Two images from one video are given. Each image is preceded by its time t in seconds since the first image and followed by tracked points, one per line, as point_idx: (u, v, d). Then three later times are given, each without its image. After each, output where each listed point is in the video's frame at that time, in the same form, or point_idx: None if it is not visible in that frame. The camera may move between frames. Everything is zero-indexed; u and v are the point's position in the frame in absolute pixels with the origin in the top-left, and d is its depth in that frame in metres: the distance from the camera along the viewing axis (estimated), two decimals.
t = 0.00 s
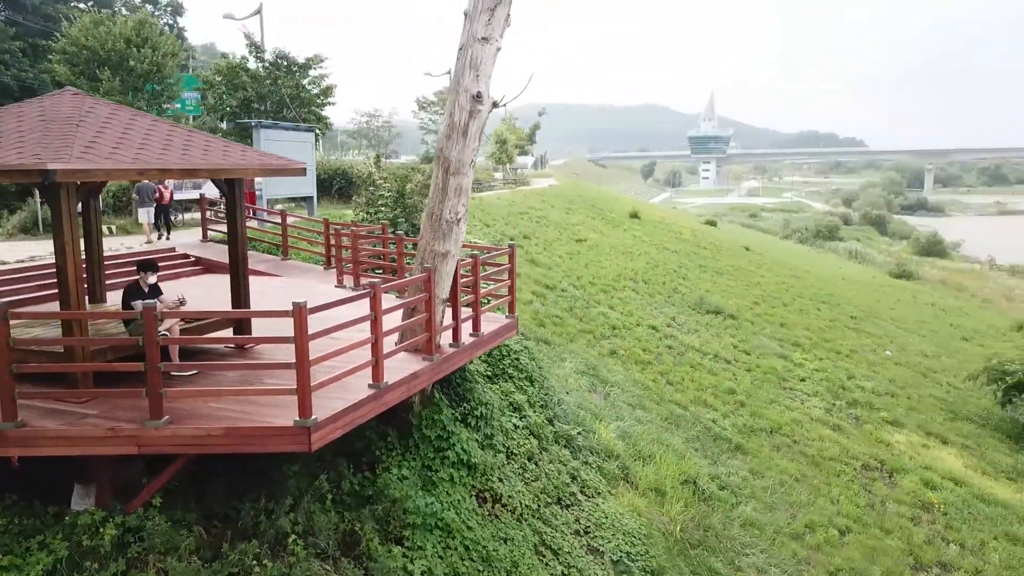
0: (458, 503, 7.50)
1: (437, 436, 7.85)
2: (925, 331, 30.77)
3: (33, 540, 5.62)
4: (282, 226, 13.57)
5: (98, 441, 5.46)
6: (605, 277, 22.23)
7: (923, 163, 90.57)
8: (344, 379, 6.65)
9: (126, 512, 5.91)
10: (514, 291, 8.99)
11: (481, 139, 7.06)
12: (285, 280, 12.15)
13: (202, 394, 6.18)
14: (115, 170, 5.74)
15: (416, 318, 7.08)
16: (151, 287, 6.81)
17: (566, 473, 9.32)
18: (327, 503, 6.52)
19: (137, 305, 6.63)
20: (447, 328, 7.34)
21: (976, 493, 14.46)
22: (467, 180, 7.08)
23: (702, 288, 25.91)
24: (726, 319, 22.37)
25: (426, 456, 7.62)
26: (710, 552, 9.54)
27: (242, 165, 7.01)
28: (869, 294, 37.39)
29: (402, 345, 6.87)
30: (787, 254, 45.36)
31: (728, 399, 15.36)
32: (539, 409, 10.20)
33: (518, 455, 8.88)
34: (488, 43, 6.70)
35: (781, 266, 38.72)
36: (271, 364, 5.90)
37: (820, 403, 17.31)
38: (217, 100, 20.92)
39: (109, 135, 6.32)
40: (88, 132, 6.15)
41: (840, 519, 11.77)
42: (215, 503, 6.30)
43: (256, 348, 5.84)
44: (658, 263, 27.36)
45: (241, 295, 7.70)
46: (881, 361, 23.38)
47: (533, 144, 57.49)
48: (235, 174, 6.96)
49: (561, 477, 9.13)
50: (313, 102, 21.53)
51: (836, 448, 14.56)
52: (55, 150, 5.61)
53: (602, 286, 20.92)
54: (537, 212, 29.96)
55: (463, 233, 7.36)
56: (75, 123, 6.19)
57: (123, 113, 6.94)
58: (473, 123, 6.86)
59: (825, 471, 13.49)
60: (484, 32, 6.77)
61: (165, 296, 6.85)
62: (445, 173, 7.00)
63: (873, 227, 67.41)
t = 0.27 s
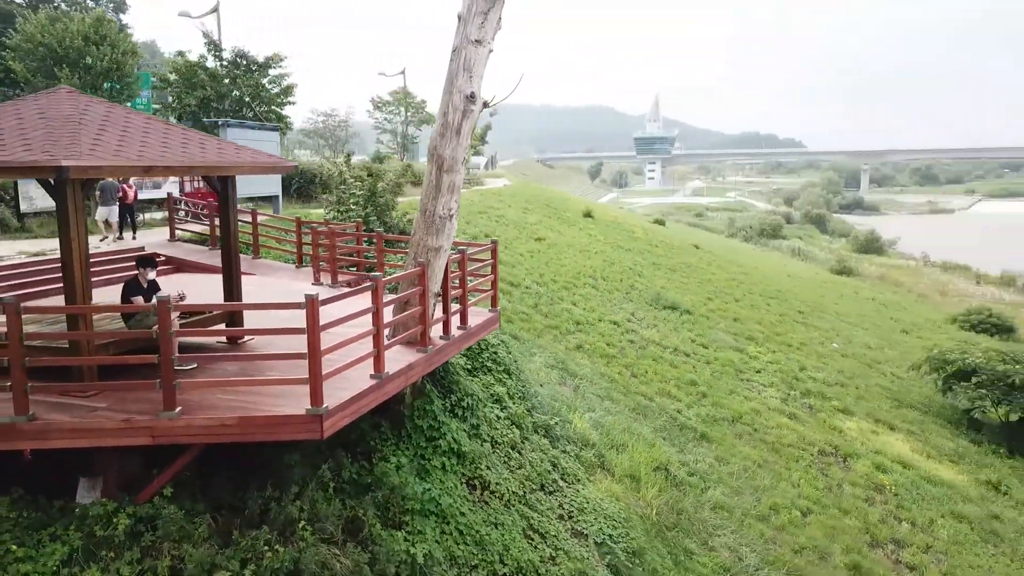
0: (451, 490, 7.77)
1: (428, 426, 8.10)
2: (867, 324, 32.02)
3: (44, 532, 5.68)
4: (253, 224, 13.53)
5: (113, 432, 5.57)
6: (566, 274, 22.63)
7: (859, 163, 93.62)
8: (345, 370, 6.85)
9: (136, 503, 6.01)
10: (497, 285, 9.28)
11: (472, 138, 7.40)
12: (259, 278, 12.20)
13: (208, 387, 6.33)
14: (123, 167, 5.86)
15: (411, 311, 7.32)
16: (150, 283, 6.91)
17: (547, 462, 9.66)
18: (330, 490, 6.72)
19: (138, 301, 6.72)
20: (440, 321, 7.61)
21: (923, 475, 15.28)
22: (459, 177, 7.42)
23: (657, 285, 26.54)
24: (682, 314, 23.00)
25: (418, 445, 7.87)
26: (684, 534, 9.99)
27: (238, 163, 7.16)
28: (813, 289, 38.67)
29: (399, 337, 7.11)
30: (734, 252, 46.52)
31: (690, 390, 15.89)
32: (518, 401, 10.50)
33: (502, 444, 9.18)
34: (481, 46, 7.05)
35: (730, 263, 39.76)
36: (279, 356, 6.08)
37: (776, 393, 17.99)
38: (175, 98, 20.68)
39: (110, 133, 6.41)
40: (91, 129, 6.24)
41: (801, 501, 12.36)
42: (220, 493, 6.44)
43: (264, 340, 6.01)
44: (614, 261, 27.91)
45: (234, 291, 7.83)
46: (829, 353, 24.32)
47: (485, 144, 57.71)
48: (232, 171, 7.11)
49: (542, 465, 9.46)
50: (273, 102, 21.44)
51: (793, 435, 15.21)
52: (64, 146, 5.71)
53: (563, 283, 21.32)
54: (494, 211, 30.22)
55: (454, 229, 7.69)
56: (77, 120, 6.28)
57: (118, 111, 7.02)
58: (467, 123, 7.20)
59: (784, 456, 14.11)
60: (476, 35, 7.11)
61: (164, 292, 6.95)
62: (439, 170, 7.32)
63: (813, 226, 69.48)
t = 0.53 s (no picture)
0: (422, 477, 8.07)
1: (397, 416, 8.36)
2: (785, 316, 33.59)
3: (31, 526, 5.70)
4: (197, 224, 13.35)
5: (104, 425, 5.65)
6: (502, 271, 23.04)
7: (769, 163, 97.44)
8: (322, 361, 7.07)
9: (122, 496, 6.08)
10: (456, 280, 9.62)
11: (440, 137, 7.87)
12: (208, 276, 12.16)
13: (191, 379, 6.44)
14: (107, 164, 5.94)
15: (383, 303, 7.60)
16: (123, 279, 6.95)
17: (506, 449, 10.03)
18: (310, 478, 6.92)
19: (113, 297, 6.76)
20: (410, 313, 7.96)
21: (844, 454, 16.32)
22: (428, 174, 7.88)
23: (588, 280, 27.24)
24: (615, 308, 23.73)
25: (389, 434, 8.12)
26: (635, 513, 10.52)
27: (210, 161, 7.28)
28: (733, 284, 40.25)
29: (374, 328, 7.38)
30: (657, 250, 47.91)
31: (629, 380, 16.53)
32: (474, 392, 10.84)
33: (464, 433, 9.51)
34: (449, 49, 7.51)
35: (654, 260, 40.97)
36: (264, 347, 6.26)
37: (707, 382, 18.85)
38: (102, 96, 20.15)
39: (85, 130, 6.45)
40: (68, 126, 6.28)
41: (738, 480, 13.11)
42: (204, 484, 6.56)
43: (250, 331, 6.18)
44: (545, 258, 28.48)
45: (202, 287, 7.91)
46: (752, 343, 25.51)
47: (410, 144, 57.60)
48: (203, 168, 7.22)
49: (502, 452, 9.84)
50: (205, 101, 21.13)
51: (726, 420, 16.04)
52: (48, 143, 5.77)
53: (500, 280, 21.73)
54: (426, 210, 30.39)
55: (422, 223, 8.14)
56: (53, 117, 6.30)
57: (87, 108, 7.04)
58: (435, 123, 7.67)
59: (720, 440, 14.88)
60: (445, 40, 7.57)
61: (137, 288, 6.99)
62: (409, 168, 7.76)
63: (728, 223, 72.02)
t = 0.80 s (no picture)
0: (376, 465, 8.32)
1: (348, 408, 8.57)
2: (692, 309, 35.04)
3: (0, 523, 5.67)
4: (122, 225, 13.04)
5: (74, 420, 5.69)
6: (423, 269, 23.27)
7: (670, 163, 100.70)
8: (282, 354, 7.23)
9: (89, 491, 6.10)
10: (400, 276, 9.92)
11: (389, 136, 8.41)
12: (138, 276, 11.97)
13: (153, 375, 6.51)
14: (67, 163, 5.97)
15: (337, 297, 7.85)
16: (76, 278, 6.94)
17: (450, 438, 10.36)
18: (273, 469, 7.08)
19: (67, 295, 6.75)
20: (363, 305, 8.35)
21: (756, 435, 17.37)
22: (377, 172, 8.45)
23: (507, 277, 27.78)
24: (535, 304, 24.32)
25: (342, 425, 8.34)
26: (573, 495, 11.03)
27: (161, 159, 7.33)
28: (642, 279, 41.66)
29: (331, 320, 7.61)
30: (568, 248, 48.97)
31: (555, 371, 17.10)
32: (415, 385, 11.12)
33: (410, 424, 9.78)
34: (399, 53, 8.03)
35: (566, 258, 41.93)
36: (230, 340, 6.39)
37: (627, 372, 19.65)
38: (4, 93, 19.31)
39: (37, 129, 6.43)
40: (21, 125, 6.26)
41: (663, 462, 13.84)
42: (168, 478, 6.63)
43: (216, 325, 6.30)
44: (464, 256, 28.85)
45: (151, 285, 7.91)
46: (665, 335, 26.61)
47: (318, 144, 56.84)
48: (155, 167, 7.27)
49: (446, 441, 10.17)
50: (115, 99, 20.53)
51: (648, 407, 16.82)
52: (8, 143, 5.80)
53: (423, 278, 21.97)
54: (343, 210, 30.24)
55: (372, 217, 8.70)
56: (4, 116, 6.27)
57: (32, 106, 6.99)
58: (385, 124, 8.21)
59: (643, 425, 15.62)
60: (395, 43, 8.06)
61: (90, 286, 7.00)
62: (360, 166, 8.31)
63: (633, 222, 74.12)
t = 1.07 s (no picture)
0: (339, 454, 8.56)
1: (310, 399, 8.79)
2: (619, 304, 35.98)
3: None
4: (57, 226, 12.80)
5: (55, 413, 5.78)
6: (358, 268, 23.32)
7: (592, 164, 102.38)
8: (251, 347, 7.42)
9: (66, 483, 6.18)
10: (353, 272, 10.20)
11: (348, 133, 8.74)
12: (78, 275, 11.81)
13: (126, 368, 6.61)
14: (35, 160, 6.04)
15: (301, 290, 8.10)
16: (41, 274, 6.97)
17: (404, 429, 10.65)
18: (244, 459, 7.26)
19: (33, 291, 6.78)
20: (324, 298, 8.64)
21: (687, 422, 18.17)
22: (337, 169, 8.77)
23: (440, 276, 28.01)
24: (470, 301, 24.67)
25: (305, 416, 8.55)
26: (522, 480, 11.47)
27: (123, 156, 7.40)
28: (569, 276, 42.46)
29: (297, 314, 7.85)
30: (496, 247, 49.40)
31: (495, 365, 17.51)
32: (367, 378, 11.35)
33: (366, 415, 10.04)
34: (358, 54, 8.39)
35: (495, 256, 42.35)
36: (203, 332, 6.55)
37: (563, 365, 20.21)
38: None
39: None
40: None
41: (603, 448, 14.41)
42: (141, 469, 6.75)
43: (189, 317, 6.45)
44: (396, 256, 28.95)
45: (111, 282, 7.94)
46: (596, 330, 27.35)
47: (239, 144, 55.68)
48: (117, 164, 7.34)
49: (401, 431, 10.46)
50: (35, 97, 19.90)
51: (585, 397, 17.41)
52: None
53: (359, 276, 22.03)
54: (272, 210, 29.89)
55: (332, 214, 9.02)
56: None
57: None
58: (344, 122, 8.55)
59: (582, 414, 16.18)
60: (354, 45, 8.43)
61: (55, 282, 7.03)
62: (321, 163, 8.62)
63: (557, 221, 75.12)
